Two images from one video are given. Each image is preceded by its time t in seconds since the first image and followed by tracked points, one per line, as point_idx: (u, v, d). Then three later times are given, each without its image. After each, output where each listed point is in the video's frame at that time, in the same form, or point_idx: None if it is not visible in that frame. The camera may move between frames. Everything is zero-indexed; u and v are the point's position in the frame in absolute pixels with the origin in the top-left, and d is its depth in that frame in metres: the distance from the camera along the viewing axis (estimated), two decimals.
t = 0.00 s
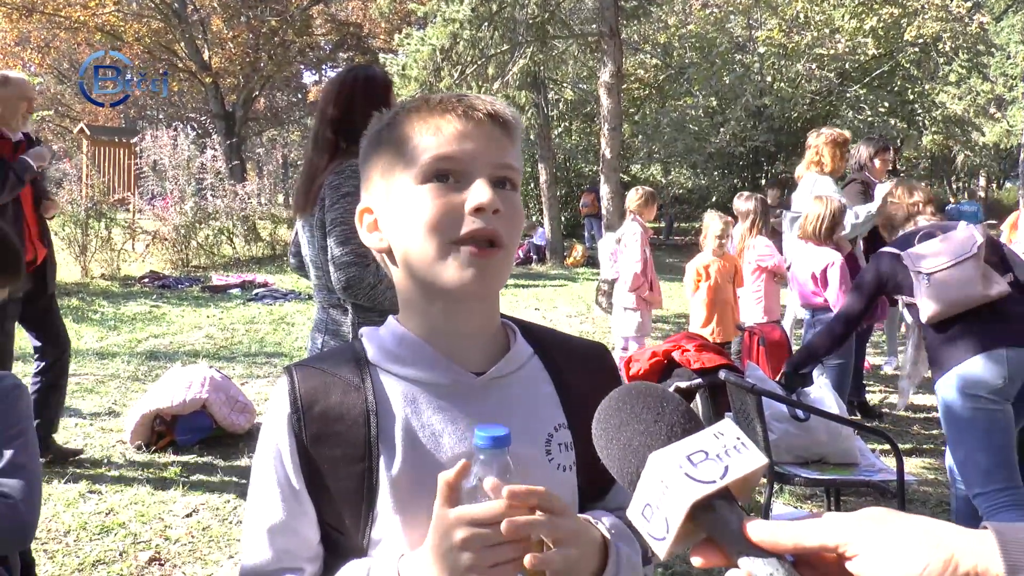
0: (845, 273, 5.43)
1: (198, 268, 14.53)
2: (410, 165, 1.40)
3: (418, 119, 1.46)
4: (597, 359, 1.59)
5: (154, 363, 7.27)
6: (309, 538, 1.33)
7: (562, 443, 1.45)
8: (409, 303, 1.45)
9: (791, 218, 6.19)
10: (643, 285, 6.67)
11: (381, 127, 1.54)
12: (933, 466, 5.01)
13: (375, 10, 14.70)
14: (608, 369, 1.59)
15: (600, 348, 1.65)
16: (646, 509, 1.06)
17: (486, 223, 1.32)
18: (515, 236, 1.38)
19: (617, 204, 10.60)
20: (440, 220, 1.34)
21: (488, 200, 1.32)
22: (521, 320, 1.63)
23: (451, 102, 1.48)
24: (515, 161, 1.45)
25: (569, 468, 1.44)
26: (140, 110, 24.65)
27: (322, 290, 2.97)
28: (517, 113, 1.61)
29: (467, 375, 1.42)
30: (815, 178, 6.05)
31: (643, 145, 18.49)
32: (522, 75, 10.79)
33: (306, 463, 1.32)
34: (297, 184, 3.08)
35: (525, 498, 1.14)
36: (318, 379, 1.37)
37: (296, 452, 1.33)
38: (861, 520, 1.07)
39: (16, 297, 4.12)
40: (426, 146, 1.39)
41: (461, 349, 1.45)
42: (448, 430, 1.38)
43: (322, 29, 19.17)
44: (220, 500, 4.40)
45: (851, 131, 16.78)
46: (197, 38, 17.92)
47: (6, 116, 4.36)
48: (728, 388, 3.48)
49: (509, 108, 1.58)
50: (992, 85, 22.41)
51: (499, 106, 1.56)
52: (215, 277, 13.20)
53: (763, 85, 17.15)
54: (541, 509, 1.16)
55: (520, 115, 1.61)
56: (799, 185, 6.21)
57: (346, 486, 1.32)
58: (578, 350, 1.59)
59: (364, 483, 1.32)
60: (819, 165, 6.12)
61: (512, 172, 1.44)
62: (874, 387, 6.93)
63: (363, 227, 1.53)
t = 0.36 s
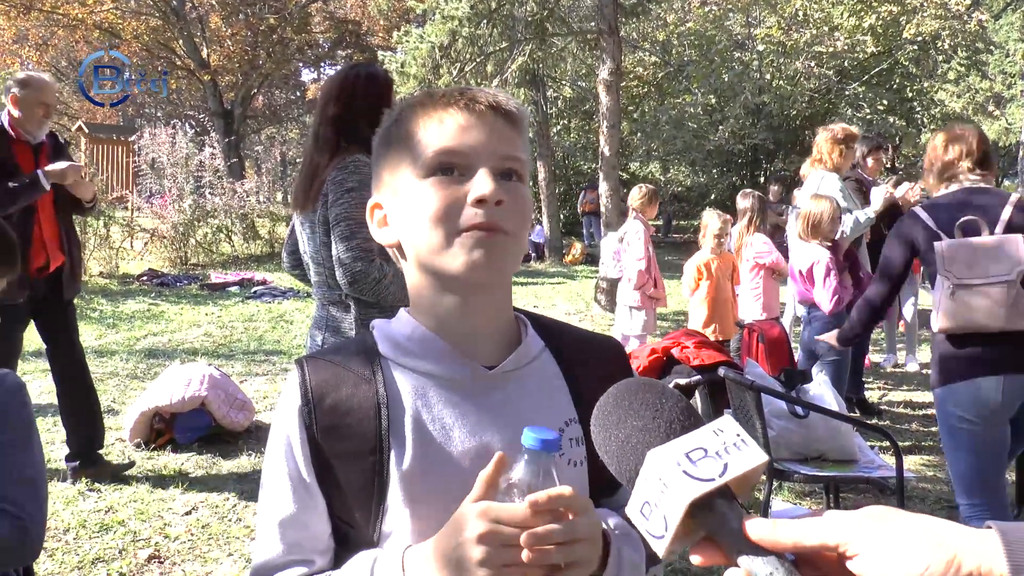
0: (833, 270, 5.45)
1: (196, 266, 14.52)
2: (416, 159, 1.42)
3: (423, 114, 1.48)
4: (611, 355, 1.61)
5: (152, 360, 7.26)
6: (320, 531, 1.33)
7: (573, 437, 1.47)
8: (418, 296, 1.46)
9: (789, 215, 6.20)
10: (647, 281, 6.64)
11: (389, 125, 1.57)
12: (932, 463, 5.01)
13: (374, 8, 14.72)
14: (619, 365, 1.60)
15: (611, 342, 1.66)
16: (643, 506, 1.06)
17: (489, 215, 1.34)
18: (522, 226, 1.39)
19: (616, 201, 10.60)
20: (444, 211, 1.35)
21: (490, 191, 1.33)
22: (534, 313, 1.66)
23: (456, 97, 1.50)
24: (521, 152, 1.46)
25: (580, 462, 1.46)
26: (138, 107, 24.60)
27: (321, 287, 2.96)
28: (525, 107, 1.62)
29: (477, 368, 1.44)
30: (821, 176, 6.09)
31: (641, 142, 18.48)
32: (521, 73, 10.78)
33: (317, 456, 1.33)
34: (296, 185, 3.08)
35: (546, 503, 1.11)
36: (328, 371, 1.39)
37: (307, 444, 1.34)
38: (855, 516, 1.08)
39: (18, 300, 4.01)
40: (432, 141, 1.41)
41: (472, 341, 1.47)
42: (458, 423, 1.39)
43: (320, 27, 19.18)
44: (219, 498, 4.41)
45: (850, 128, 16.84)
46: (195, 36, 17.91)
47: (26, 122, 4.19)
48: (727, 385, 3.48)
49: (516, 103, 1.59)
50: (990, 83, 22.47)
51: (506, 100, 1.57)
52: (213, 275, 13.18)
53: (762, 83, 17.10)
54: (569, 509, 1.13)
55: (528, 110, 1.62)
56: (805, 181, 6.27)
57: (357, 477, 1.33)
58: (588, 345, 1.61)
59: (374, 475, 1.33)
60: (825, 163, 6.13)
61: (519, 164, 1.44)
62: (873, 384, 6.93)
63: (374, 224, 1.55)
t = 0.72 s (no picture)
0: (833, 268, 5.45)
1: (194, 263, 14.56)
2: (434, 155, 1.43)
3: (441, 108, 1.48)
4: (623, 348, 1.64)
5: (150, 358, 7.25)
6: (331, 522, 1.34)
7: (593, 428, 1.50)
8: (436, 288, 1.49)
9: (787, 213, 6.20)
10: (648, 276, 6.64)
11: (406, 116, 1.58)
12: (930, 460, 5.01)
13: (373, 6, 14.75)
14: (629, 358, 1.64)
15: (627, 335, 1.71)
16: (644, 503, 1.05)
17: (509, 212, 1.36)
18: (539, 222, 1.42)
19: (615, 198, 10.59)
20: (461, 210, 1.38)
21: (510, 190, 1.35)
22: (551, 309, 1.70)
23: (474, 90, 1.50)
24: (539, 147, 1.47)
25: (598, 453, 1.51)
26: (136, 104, 24.57)
27: (318, 285, 2.96)
28: (543, 96, 1.62)
29: (493, 360, 1.48)
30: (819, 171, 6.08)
31: (639, 139, 18.45)
32: (520, 70, 10.76)
33: (329, 448, 1.35)
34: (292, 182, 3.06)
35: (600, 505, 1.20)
36: (341, 363, 1.40)
37: (319, 435, 1.35)
38: (859, 516, 1.09)
39: (59, 299, 4.12)
40: (452, 136, 1.42)
41: (487, 334, 1.50)
42: (473, 414, 1.43)
43: (318, 24, 19.13)
44: (217, 495, 4.40)
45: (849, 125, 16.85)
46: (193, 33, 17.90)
47: (61, 118, 4.14)
48: (726, 382, 3.47)
49: (534, 93, 1.60)
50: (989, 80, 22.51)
51: (524, 91, 1.57)
52: (211, 272, 13.16)
53: (761, 80, 17.03)
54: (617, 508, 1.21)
55: (547, 99, 1.62)
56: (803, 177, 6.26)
57: (371, 468, 1.35)
58: (602, 338, 1.65)
59: (386, 465, 1.35)
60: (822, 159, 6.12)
61: (537, 160, 1.46)
62: (871, 381, 6.94)
63: (390, 216, 1.58)
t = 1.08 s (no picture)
0: (836, 268, 5.45)
1: (190, 261, 14.56)
2: (459, 150, 1.42)
3: (462, 101, 1.47)
4: (636, 345, 1.63)
5: (146, 355, 7.24)
6: (344, 527, 1.34)
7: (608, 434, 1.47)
8: (454, 287, 1.48)
9: (783, 212, 6.19)
10: (648, 275, 6.65)
11: (422, 107, 1.56)
12: (927, 458, 5.01)
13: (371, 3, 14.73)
14: (641, 355, 1.62)
15: (643, 334, 1.68)
16: (650, 511, 1.04)
17: (536, 210, 1.35)
18: (562, 219, 1.41)
19: (611, 196, 10.59)
20: (488, 205, 1.37)
21: (538, 187, 1.34)
22: (564, 306, 1.69)
23: (496, 84, 1.49)
24: (560, 143, 1.47)
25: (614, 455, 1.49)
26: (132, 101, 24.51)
27: (312, 283, 2.94)
28: (560, 92, 1.62)
29: (511, 360, 1.47)
30: (811, 170, 6.09)
31: (636, 137, 18.44)
32: (517, 68, 10.75)
33: (342, 452, 1.34)
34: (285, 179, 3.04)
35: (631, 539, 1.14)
36: (356, 365, 1.39)
37: (333, 438, 1.34)
38: (868, 524, 1.07)
39: (85, 299, 4.02)
40: (477, 132, 1.41)
41: (503, 332, 1.49)
42: (489, 416, 1.42)
43: (315, 22, 19.07)
44: (214, 494, 4.39)
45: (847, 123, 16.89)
46: (190, 31, 17.85)
47: (80, 116, 4.06)
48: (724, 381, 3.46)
49: (551, 88, 1.59)
50: (986, 78, 22.54)
51: (543, 87, 1.57)
52: (207, 270, 13.13)
53: (758, 78, 17.04)
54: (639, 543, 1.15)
55: (563, 96, 1.62)
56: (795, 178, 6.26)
57: (386, 471, 1.34)
58: (618, 338, 1.64)
59: (401, 466, 1.34)
60: (816, 157, 6.11)
61: (558, 157, 1.45)
62: (867, 379, 6.94)
63: (402, 209, 1.56)
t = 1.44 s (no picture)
0: (834, 268, 5.43)
1: (185, 260, 14.54)
2: (462, 149, 1.42)
3: (464, 104, 1.48)
4: (640, 341, 1.65)
5: (141, 355, 7.22)
6: (354, 537, 1.34)
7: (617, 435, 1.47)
8: (457, 289, 1.48)
9: (776, 213, 6.19)
10: (645, 276, 6.66)
11: (422, 108, 1.56)
12: (922, 458, 5.02)
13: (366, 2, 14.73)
14: (652, 355, 1.63)
15: (650, 336, 1.69)
16: (665, 502, 1.04)
17: (543, 207, 1.35)
18: (568, 219, 1.41)
19: (606, 196, 10.59)
20: (492, 205, 1.36)
21: (545, 184, 1.34)
22: (571, 310, 1.69)
23: (498, 85, 1.50)
24: (563, 143, 1.47)
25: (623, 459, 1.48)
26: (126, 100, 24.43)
27: (309, 283, 2.93)
28: (559, 93, 1.63)
29: (517, 365, 1.47)
30: (802, 169, 6.08)
31: (631, 137, 18.42)
32: (512, 67, 10.74)
33: (349, 464, 1.34)
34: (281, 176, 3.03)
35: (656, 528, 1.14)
36: (361, 372, 1.39)
37: (340, 449, 1.34)
38: (881, 518, 1.03)
39: (114, 304, 3.94)
40: (481, 130, 1.41)
41: (509, 336, 1.49)
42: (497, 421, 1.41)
43: (310, 21, 18.99)
44: (210, 494, 4.38)
45: (841, 123, 16.92)
46: (185, 30, 17.79)
47: (106, 119, 3.99)
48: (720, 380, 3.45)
49: (551, 88, 1.60)
50: (979, 79, 22.64)
51: (543, 87, 1.57)
52: (201, 269, 13.09)
53: (753, 78, 17.08)
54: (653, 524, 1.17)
55: (563, 96, 1.62)
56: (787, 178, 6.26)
57: (394, 480, 1.34)
58: (625, 340, 1.65)
59: (408, 476, 1.34)
60: (809, 157, 6.10)
61: (561, 154, 1.46)
62: (863, 378, 6.94)
63: (402, 212, 1.55)
